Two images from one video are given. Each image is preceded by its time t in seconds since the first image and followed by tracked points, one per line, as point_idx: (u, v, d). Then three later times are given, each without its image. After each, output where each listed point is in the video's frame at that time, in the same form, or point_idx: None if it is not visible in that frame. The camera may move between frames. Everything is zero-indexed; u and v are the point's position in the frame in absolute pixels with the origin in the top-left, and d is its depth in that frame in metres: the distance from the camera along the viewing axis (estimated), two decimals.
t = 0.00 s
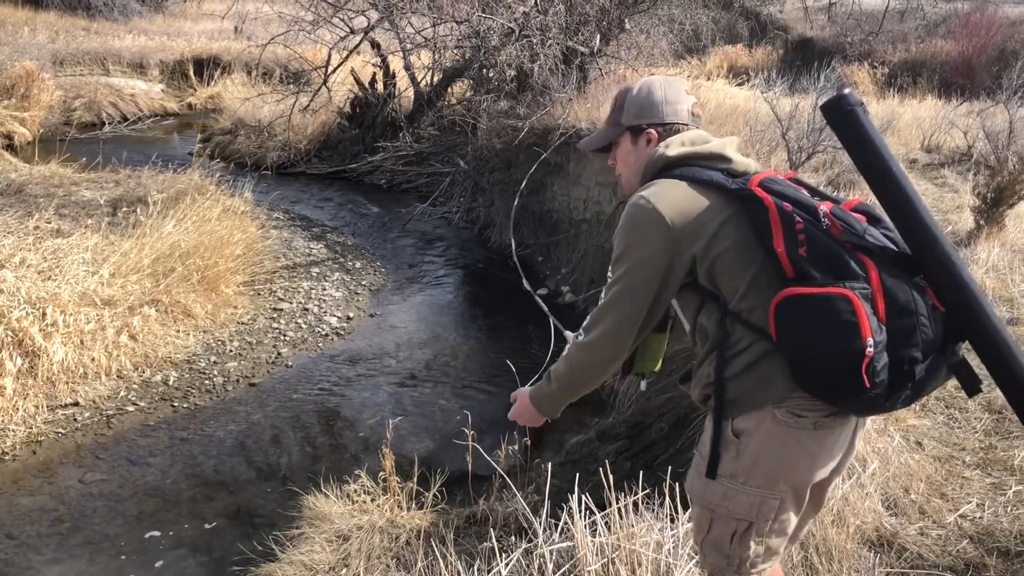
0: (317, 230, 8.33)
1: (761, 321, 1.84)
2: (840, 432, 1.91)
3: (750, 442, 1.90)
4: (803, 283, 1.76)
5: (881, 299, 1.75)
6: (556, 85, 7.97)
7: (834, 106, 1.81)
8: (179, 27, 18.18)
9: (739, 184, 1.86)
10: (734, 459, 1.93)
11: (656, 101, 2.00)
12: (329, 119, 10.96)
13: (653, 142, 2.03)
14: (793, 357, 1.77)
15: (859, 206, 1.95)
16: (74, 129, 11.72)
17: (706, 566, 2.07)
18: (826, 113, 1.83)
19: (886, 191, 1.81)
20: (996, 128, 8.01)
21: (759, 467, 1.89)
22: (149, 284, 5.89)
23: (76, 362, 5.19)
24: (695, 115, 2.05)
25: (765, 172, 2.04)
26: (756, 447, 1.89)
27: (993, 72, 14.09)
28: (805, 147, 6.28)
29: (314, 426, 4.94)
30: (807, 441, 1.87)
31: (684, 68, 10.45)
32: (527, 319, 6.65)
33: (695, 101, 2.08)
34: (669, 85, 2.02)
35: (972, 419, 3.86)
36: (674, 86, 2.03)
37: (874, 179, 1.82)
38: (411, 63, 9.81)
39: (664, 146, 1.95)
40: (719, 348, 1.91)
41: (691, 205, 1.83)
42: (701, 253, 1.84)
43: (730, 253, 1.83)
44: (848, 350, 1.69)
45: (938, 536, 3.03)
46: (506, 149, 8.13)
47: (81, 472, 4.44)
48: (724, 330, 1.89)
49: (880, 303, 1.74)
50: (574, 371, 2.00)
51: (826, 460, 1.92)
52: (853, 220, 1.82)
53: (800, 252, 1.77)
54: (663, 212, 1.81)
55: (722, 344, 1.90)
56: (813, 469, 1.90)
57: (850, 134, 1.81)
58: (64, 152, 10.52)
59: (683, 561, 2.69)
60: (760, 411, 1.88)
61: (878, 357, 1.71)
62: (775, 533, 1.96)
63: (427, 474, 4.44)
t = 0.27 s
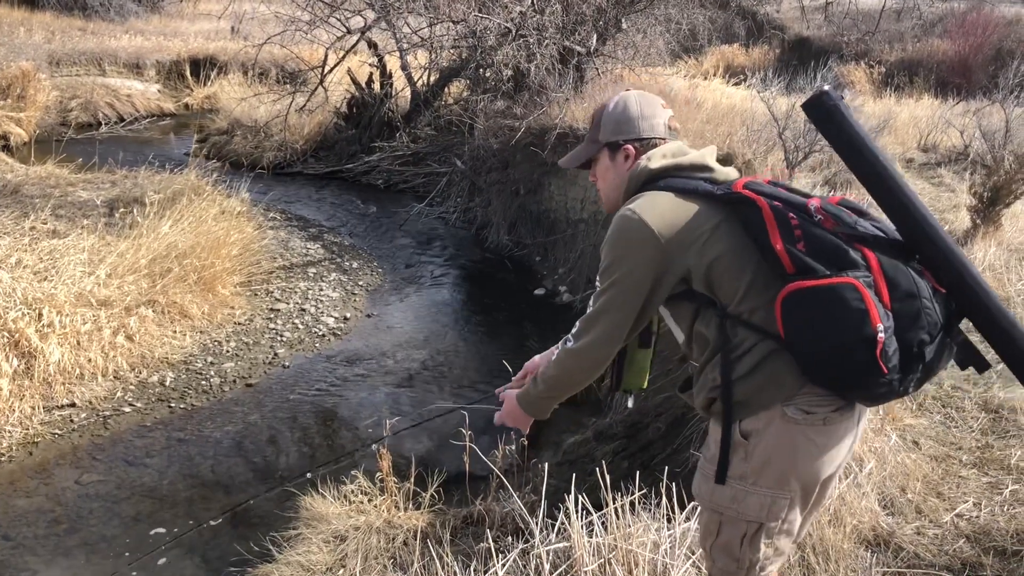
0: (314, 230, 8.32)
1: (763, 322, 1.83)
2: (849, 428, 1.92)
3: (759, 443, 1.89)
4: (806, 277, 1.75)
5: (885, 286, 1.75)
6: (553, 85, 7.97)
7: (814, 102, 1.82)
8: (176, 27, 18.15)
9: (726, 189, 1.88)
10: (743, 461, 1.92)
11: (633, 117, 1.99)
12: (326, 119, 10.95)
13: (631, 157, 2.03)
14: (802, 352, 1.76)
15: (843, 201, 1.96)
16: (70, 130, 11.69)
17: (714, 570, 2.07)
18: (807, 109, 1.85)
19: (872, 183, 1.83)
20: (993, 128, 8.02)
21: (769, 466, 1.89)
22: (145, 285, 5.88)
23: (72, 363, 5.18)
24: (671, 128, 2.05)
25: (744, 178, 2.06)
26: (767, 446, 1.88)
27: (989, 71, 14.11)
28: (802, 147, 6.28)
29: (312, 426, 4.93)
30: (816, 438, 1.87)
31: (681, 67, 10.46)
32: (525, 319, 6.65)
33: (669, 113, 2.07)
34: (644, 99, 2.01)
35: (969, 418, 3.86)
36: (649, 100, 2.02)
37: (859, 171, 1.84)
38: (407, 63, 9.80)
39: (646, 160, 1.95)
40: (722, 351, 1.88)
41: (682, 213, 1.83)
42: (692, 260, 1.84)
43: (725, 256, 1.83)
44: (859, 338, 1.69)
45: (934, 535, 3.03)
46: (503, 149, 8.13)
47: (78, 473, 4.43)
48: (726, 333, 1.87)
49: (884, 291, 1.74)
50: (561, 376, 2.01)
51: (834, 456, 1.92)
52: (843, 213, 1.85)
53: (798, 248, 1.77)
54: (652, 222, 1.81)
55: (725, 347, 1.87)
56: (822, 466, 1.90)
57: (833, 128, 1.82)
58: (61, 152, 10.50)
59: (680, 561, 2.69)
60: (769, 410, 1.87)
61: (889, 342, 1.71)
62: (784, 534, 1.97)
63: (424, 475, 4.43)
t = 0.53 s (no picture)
0: (313, 230, 8.31)
1: (761, 320, 1.83)
2: (851, 423, 1.93)
3: (764, 441, 1.89)
4: (805, 274, 1.74)
5: (883, 278, 1.75)
6: (552, 84, 7.97)
7: (799, 101, 1.83)
8: (175, 26, 18.13)
9: (715, 193, 1.88)
10: (749, 460, 1.91)
11: (612, 129, 1.99)
12: (326, 119, 10.94)
13: (613, 169, 2.02)
14: (804, 349, 1.75)
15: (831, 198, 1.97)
16: (69, 129, 11.68)
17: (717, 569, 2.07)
18: (792, 108, 1.85)
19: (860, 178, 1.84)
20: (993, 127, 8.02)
21: (774, 464, 1.89)
22: (145, 284, 5.88)
23: (72, 363, 5.18)
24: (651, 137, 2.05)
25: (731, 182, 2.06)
26: (773, 444, 1.88)
27: (989, 70, 14.10)
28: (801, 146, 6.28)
29: (311, 426, 4.93)
30: (820, 433, 1.87)
31: (681, 67, 10.45)
32: (524, 318, 6.64)
33: (649, 122, 2.07)
34: (622, 111, 2.01)
35: (968, 417, 3.86)
36: (628, 110, 2.03)
37: (847, 167, 1.85)
38: (407, 62, 9.80)
39: (631, 169, 1.95)
40: (723, 352, 1.87)
41: (673, 219, 1.83)
42: (686, 265, 1.83)
43: (719, 259, 1.83)
44: (863, 329, 1.69)
45: (934, 535, 3.03)
46: (502, 148, 8.12)
47: (78, 472, 4.43)
48: (726, 333, 1.86)
49: (883, 282, 1.74)
50: (562, 389, 2.02)
51: (836, 451, 1.93)
52: (834, 208, 1.87)
53: (794, 245, 1.76)
54: (643, 231, 1.80)
55: (726, 348, 1.87)
56: (825, 462, 1.91)
57: (819, 126, 1.83)
58: (60, 152, 10.49)
59: (679, 561, 2.69)
60: (773, 408, 1.86)
61: (892, 333, 1.71)
62: (788, 530, 1.98)
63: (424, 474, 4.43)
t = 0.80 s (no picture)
0: (317, 228, 8.32)
1: (762, 319, 1.83)
2: (852, 423, 1.92)
3: (765, 439, 1.88)
4: (806, 274, 1.74)
5: (885, 278, 1.75)
6: (556, 83, 7.97)
7: (802, 99, 1.83)
8: (179, 25, 18.14)
9: (718, 191, 1.88)
10: (749, 458, 1.91)
11: (616, 125, 1.99)
12: (329, 118, 10.94)
13: (616, 165, 2.02)
14: (805, 349, 1.75)
15: (835, 196, 1.97)
16: (73, 128, 11.70)
17: (719, 568, 2.07)
18: (796, 107, 1.86)
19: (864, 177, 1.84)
20: (997, 126, 8.00)
21: (775, 463, 1.88)
22: (148, 283, 5.89)
23: (75, 361, 5.19)
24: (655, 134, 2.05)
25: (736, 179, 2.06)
26: (773, 443, 1.87)
27: (993, 70, 14.04)
28: (805, 146, 6.28)
29: (314, 424, 4.93)
30: (821, 432, 1.86)
31: (684, 66, 10.43)
32: (527, 317, 6.64)
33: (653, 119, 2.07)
34: (627, 107, 2.01)
35: (972, 418, 3.85)
36: (632, 107, 2.02)
37: (850, 165, 1.85)
38: (411, 61, 9.80)
39: (636, 165, 1.95)
40: (724, 351, 1.88)
41: (677, 218, 1.83)
42: (689, 264, 1.83)
43: (721, 258, 1.83)
44: (863, 330, 1.69)
45: (937, 535, 3.03)
46: (505, 147, 8.12)
47: (81, 470, 4.44)
48: (728, 331, 1.87)
49: (884, 282, 1.74)
50: (569, 391, 2.01)
51: (838, 451, 1.92)
52: (837, 207, 1.87)
53: (796, 245, 1.77)
54: (646, 229, 1.81)
55: (728, 346, 1.87)
56: (825, 462, 1.90)
57: (822, 124, 1.83)
58: (64, 150, 10.51)
59: (682, 561, 2.68)
60: (774, 407, 1.86)
61: (893, 333, 1.71)
62: (789, 529, 1.97)
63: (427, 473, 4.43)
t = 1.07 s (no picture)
0: (323, 227, 8.34)
1: (766, 318, 1.83)
2: (856, 424, 1.91)
3: (767, 438, 1.89)
4: (810, 273, 1.74)
5: (890, 279, 1.74)
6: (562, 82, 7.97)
7: (812, 98, 1.84)
8: (186, 23, 18.19)
9: (727, 188, 1.88)
10: (752, 457, 1.91)
11: (630, 121, 1.99)
12: (335, 116, 10.96)
13: (629, 161, 2.02)
14: (808, 348, 1.75)
15: (845, 196, 1.96)
16: (80, 125, 11.75)
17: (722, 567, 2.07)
18: (806, 105, 1.86)
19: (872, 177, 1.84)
20: (1005, 125, 7.96)
21: (777, 463, 1.88)
22: (155, 280, 5.91)
23: (82, 358, 5.21)
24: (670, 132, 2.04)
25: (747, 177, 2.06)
26: (775, 442, 1.88)
27: (1002, 68, 13.96)
28: (812, 144, 6.26)
29: (320, 422, 4.95)
30: (824, 433, 1.86)
31: (691, 64, 10.41)
32: (533, 316, 6.64)
33: (669, 117, 2.07)
34: (642, 103, 2.01)
35: (979, 417, 3.84)
36: (647, 103, 2.02)
37: (859, 165, 1.85)
38: (417, 60, 9.81)
39: (647, 161, 1.95)
40: (729, 348, 1.88)
41: (684, 215, 1.83)
42: (696, 260, 1.83)
43: (727, 255, 1.83)
44: (866, 330, 1.68)
45: (944, 535, 3.02)
46: (511, 145, 8.12)
47: (88, 467, 4.46)
48: (732, 329, 1.87)
49: (889, 283, 1.74)
50: (575, 385, 2.02)
51: (841, 452, 1.92)
52: (845, 207, 1.86)
53: (802, 244, 1.76)
54: (653, 224, 1.81)
55: (732, 344, 1.87)
56: (829, 463, 1.90)
57: (832, 122, 1.83)
58: (72, 148, 10.55)
59: (688, 560, 2.69)
60: (776, 407, 1.86)
61: (896, 335, 1.70)
62: (792, 530, 1.96)
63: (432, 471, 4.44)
